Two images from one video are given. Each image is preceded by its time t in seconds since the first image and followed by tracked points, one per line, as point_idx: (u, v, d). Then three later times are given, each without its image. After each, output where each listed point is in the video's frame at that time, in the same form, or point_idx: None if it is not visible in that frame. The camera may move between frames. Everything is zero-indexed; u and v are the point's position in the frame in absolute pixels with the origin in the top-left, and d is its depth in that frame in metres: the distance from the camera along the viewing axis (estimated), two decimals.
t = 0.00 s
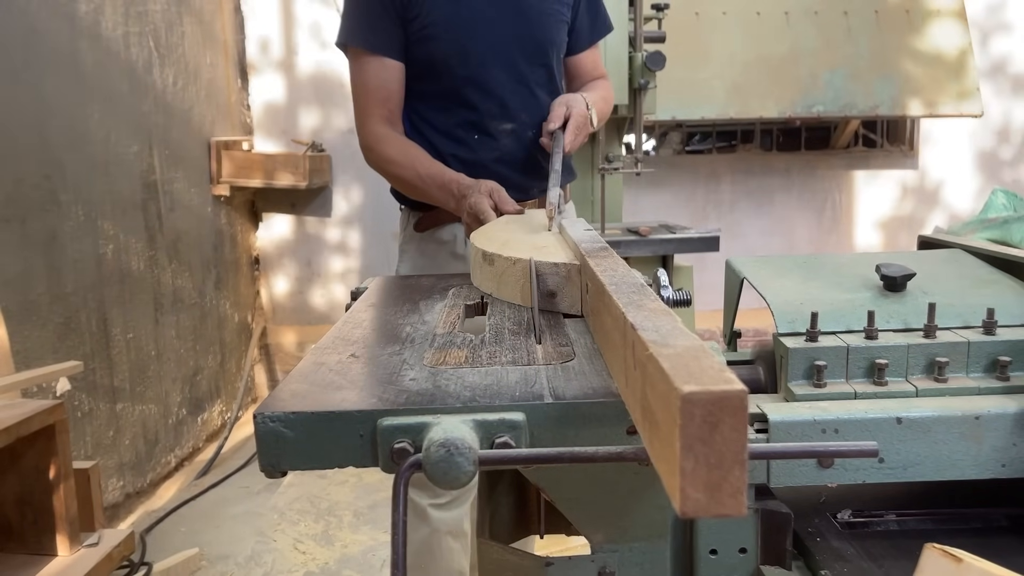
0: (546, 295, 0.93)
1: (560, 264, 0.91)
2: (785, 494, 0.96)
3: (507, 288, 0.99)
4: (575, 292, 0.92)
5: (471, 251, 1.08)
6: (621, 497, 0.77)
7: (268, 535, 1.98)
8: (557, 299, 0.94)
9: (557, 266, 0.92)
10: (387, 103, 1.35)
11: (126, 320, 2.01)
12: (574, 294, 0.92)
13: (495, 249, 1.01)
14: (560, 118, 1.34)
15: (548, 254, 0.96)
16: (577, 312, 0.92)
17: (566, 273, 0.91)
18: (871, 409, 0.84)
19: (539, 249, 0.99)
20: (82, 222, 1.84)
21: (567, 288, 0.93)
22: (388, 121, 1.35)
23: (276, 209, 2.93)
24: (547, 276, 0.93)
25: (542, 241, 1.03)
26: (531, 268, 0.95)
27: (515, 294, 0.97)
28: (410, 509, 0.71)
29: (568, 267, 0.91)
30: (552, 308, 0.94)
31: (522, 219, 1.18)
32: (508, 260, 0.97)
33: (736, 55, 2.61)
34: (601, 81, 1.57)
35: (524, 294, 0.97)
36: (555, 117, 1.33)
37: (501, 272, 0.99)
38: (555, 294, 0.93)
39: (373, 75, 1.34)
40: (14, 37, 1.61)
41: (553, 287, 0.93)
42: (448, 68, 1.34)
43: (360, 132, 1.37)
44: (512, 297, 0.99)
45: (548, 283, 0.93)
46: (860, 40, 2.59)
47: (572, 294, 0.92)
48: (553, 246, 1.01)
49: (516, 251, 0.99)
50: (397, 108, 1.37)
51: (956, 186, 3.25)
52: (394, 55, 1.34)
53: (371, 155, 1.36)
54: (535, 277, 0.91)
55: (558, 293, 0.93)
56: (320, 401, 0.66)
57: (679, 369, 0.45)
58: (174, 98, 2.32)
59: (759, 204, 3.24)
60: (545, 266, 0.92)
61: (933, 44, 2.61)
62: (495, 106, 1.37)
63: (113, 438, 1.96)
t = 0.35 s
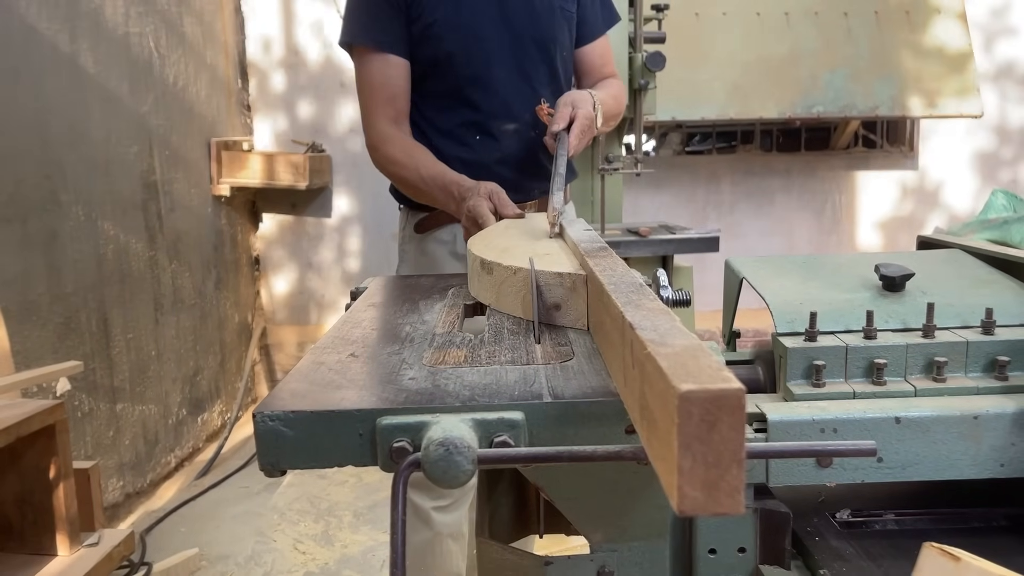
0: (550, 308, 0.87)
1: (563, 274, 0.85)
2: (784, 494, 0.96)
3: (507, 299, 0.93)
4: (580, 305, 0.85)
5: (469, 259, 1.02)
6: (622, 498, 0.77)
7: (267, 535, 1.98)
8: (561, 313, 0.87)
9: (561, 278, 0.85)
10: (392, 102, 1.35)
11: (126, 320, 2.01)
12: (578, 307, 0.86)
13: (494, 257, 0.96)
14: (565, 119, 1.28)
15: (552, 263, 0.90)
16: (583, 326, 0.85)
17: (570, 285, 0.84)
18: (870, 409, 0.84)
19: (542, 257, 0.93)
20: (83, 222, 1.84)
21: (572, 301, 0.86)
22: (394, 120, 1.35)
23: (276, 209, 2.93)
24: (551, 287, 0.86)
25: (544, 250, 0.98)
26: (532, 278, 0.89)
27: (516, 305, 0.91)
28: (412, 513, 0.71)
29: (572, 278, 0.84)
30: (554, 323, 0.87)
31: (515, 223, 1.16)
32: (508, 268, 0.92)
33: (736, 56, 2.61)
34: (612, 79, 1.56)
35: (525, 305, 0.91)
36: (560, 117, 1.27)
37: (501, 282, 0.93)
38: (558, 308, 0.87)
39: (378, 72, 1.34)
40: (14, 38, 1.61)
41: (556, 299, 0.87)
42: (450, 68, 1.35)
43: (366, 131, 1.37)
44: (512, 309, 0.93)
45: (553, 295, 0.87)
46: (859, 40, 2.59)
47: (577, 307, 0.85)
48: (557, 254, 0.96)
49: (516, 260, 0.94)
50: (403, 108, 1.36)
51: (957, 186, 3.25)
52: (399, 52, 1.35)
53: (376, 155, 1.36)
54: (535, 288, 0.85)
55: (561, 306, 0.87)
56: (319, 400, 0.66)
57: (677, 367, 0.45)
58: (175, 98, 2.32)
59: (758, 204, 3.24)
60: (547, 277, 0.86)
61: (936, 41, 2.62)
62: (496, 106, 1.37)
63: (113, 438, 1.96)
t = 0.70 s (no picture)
0: (555, 330, 0.78)
1: (571, 292, 0.76)
2: (785, 496, 0.96)
3: (506, 318, 0.84)
4: (590, 327, 0.76)
5: (467, 273, 0.93)
6: (619, 503, 0.77)
7: (267, 536, 1.98)
8: (569, 336, 0.78)
9: (568, 297, 0.76)
10: (392, 100, 1.33)
11: (126, 321, 2.01)
12: (587, 329, 0.76)
13: (494, 272, 0.86)
14: (564, 104, 1.28)
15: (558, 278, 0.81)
16: (593, 351, 0.76)
17: (579, 305, 0.75)
18: (871, 411, 0.83)
19: (547, 271, 0.85)
20: (82, 222, 1.84)
21: (581, 322, 0.77)
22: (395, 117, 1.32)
23: (276, 210, 2.93)
24: (557, 308, 0.78)
25: (547, 262, 0.89)
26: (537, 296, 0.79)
27: (517, 325, 0.82)
28: (408, 521, 0.71)
29: (581, 296, 0.75)
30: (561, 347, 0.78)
31: (514, 234, 1.09)
32: (507, 284, 0.83)
33: (737, 56, 2.60)
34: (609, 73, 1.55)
35: (527, 325, 0.82)
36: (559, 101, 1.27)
37: (500, 299, 0.84)
38: (565, 330, 0.78)
39: (378, 69, 1.32)
40: (14, 38, 1.61)
41: (563, 320, 0.78)
42: (449, 70, 1.35)
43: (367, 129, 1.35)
44: (512, 330, 0.83)
45: (558, 316, 0.78)
46: (860, 40, 2.59)
47: (585, 329, 0.76)
48: (563, 267, 0.87)
49: (516, 274, 0.85)
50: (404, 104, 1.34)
51: (958, 186, 3.25)
52: (398, 48, 1.33)
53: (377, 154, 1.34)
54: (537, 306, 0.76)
55: (568, 327, 0.78)
56: (319, 402, 0.66)
57: (677, 371, 0.45)
58: (175, 99, 2.32)
59: (759, 205, 3.23)
60: (553, 295, 0.77)
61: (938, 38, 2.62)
62: (495, 108, 1.37)
63: (113, 439, 1.96)
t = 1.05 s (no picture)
0: (567, 355, 0.69)
1: (584, 313, 0.66)
2: (787, 495, 0.96)
3: (509, 340, 0.75)
4: (607, 353, 0.66)
5: (467, 287, 0.84)
6: (620, 506, 0.77)
7: (269, 536, 1.98)
8: (583, 362, 0.69)
9: (581, 319, 0.67)
10: (398, 92, 1.25)
11: (127, 321, 2.00)
12: (603, 355, 0.67)
13: (496, 287, 0.78)
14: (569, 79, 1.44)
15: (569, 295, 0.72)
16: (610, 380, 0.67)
17: (595, 328, 0.66)
18: (874, 410, 0.83)
19: (557, 287, 0.75)
20: (84, 223, 1.84)
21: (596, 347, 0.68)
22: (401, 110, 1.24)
23: (277, 210, 2.93)
24: (568, 330, 0.68)
25: (556, 275, 0.80)
26: (545, 316, 0.70)
27: (523, 348, 0.73)
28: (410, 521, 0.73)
29: (597, 318, 0.66)
30: (574, 374, 0.69)
31: (519, 241, 1.02)
32: (511, 302, 0.74)
33: (738, 56, 2.60)
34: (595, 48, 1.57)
35: (533, 349, 0.73)
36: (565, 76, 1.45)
37: (501, 318, 0.76)
38: (578, 356, 0.68)
39: (381, 62, 1.26)
40: (16, 39, 1.61)
41: (575, 344, 0.68)
42: (450, 70, 1.34)
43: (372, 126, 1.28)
44: (518, 352, 0.75)
45: (569, 340, 0.68)
46: (861, 40, 2.59)
47: (602, 355, 0.67)
48: (575, 281, 0.78)
49: (521, 289, 0.76)
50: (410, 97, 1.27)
51: (959, 186, 3.25)
52: (401, 41, 1.28)
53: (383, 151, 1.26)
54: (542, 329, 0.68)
55: (582, 352, 0.68)
56: (323, 401, 0.66)
57: (682, 369, 0.45)
58: (176, 99, 2.32)
59: (760, 205, 3.23)
60: (564, 316, 0.68)
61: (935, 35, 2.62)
62: (495, 107, 1.37)
63: (115, 439, 1.96)
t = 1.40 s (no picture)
0: (569, 375, 0.64)
1: (590, 329, 0.61)
2: (786, 496, 0.96)
3: (509, 357, 0.70)
4: (614, 374, 0.61)
5: (466, 300, 0.80)
6: (618, 508, 0.77)
7: (268, 536, 1.98)
8: (588, 383, 0.63)
9: (585, 334, 0.61)
10: (402, 88, 1.24)
11: (127, 321, 2.01)
12: (611, 376, 0.61)
13: (495, 300, 0.73)
14: (550, 79, 1.39)
15: (574, 309, 0.67)
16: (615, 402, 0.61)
17: (600, 345, 0.61)
18: (872, 411, 0.84)
19: (561, 300, 0.70)
20: (85, 222, 1.84)
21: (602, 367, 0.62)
22: (405, 104, 1.22)
23: (277, 210, 2.93)
24: (572, 347, 0.63)
25: (561, 287, 0.76)
26: (546, 331, 0.65)
27: (523, 366, 0.68)
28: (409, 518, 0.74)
29: (604, 335, 0.60)
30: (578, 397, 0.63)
31: (520, 246, 0.97)
32: (511, 316, 0.69)
33: (738, 58, 2.61)
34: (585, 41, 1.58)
35: (534, 368, 0.68)
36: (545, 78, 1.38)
37: (500, 333, 0.71)
38: (583, 376, 0.63)
39: (382, 57, 1.25)
40: (18, 38, 1.61)
41: (580, 363, 0.63)
42: (444, 69, 1.35)
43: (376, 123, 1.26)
44: (517, 370, 0.70)
45: (572, 358, 0.63)
46: (860, 41, 2.59)
47: (609, 376, 0.61)
48: (581, 294, 0.73)
49: (523, 301, 0.72)
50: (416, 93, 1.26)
51: (959, 187, 3.25)
52: (400, 36, 1.27)
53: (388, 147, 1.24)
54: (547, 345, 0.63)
55: (588, 372, 0.63)
56: (322, 401, 0.66)
57: (679, 371, 0.45)
58: (177, 98, 2.32)
59: (760, 206, 3.23)
60: (567, 332, 0.63)
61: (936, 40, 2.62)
62: (489, 108, 1.38)
63: (115, 439, 1.96)
